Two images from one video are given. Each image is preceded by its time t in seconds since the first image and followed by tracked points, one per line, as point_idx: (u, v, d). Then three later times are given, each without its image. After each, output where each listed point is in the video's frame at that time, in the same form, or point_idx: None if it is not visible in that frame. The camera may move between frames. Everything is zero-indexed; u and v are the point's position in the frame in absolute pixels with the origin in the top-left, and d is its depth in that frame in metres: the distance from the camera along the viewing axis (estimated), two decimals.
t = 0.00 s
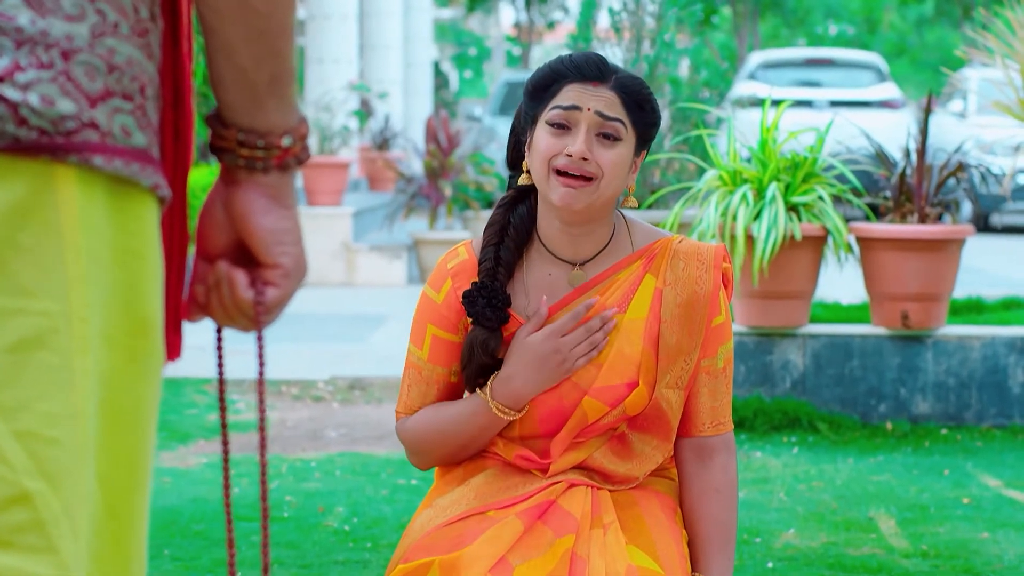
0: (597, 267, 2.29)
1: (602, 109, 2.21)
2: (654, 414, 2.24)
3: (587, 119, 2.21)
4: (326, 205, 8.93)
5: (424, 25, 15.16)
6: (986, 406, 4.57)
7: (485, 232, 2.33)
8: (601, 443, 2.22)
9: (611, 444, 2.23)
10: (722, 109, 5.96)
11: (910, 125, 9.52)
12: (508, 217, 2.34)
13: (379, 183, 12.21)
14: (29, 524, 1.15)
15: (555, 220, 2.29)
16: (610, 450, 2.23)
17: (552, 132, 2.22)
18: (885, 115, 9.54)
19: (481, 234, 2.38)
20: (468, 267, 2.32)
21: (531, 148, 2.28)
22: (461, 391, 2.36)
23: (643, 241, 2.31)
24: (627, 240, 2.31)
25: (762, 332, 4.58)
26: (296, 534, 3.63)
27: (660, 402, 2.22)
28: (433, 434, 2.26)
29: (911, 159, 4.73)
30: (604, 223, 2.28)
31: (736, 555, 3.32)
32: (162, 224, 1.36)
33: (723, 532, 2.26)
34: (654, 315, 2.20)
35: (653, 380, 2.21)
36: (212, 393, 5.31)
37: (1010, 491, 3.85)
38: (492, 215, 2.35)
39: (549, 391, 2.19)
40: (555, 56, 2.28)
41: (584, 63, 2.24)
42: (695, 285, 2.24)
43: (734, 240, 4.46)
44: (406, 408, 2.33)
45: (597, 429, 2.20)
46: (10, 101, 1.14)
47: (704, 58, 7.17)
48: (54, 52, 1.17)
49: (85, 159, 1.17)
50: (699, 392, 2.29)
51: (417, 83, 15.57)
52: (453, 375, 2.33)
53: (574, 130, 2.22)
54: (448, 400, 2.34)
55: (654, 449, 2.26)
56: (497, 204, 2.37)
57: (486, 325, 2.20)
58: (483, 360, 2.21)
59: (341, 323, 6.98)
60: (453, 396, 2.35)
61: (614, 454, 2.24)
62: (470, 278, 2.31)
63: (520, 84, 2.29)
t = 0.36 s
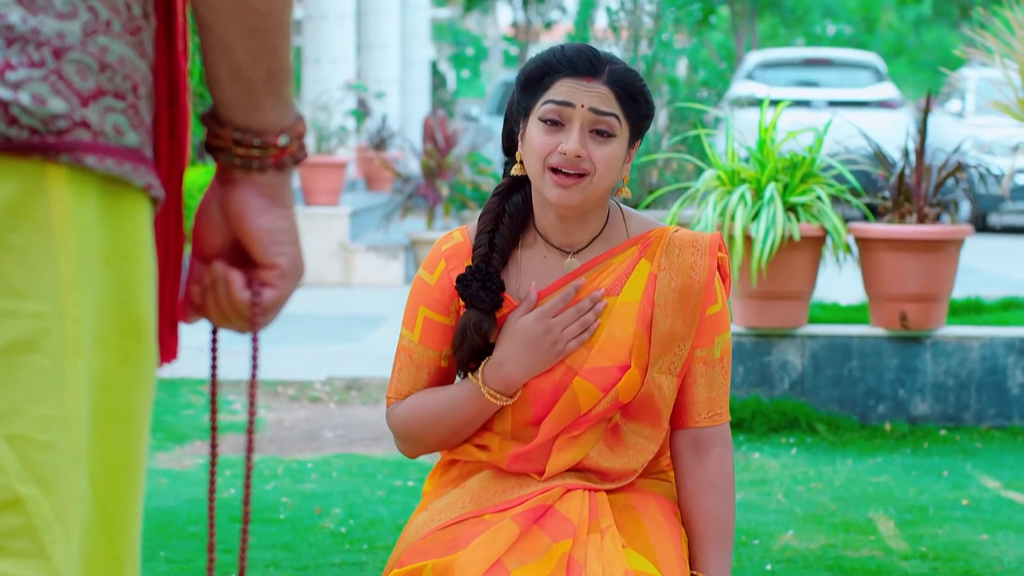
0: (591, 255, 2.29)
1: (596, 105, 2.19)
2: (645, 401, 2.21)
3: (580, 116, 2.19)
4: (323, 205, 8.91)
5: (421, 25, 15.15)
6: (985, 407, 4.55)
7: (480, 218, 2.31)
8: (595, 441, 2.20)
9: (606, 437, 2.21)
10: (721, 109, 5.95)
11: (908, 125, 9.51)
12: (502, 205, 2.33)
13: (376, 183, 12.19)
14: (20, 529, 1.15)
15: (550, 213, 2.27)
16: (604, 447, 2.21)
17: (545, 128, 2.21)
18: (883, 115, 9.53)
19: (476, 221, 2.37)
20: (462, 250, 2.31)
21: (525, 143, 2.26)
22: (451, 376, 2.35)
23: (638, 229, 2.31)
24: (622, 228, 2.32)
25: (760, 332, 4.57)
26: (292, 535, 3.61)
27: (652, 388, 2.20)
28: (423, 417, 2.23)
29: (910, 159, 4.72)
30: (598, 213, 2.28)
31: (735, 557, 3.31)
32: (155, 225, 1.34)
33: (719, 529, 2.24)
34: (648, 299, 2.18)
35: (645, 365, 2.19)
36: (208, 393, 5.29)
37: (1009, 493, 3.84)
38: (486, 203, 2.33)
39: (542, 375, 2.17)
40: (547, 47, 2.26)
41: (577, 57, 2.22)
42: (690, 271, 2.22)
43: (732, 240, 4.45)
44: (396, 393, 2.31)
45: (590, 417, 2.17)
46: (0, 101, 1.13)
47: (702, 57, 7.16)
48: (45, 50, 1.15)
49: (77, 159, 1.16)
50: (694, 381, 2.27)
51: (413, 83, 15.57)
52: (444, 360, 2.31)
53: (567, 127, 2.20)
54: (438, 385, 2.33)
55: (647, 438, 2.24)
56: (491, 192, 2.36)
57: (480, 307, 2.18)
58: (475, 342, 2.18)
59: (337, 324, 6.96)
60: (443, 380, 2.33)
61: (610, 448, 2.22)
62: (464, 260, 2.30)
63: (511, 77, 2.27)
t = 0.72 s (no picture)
0: (593, 252, 2.27)
1: (588, 101, 2.17)
2: (645, 402, 2.19)
3: (574, 114, 2.17)
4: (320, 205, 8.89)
5: (419, 25, 15.13)
6: (984, 409, 4.54)
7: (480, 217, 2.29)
8: (595, 441, 2.19)
9: (606, 438, 2.20)
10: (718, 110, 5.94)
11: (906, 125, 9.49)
12: (502, 203, 2.30)
13: (374, 183, 12.17)
14: (9, 534, 1.13)
15: (551, 209, 2.25)
16: (605, 447, 2.19)
17: (540, 129, 2.19)
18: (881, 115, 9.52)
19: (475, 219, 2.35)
20: (462, 250, 2.29)
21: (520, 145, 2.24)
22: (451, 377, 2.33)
23: (638, 229, 2.30)
24: (621, 225, 2.30)
25: (758, 333, 4.55)
26: (288, 537, 3.59)
27: (652, 388, 2.18)
28: (424, 418, 2.22)
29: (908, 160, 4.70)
30: (598, 208, 2.25)
31: (733, 559, 3.29)
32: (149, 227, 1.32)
33: (717, 528, 2.22)
34: (649, 299, 2.16)
35: (646, 365, 2.17)
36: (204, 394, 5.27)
37: (1008, 494, 3.82)
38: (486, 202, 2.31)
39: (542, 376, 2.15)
40: (532, 47, 2.23)
41: (564, 54, 2.19)
42: (690, 271, 2.20)
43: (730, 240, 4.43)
44: (397, 394, 2.29)
45: (591, 418, 2.15)
46: None
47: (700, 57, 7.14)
48: (35, 48, 1.14)
49: (67, 159, 1.14)
50: (693, 381, 2.26)
51: (411, 83, 15.56)
52: (444, 361, 2.30)
53: (562, 125, 2.18)
54: (438, 386, 2.31)
55: (648, 438, 2.22)
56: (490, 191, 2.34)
57: (485, 305, 2.15)
58: (479, 341, 2.16)
59: (335, 324, 6.94)
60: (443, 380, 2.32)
61: (610, 450, 2.20)
62: (465, 259, 2.28)
63: (500, 79, 2.25)
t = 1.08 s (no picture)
0: (590, 257, 2.24)
1: (574, 104, 2.16)
2: (644, 411, 2.18)
3: (561, 118, 2.16)
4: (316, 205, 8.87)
5: (416, 24, 15.11)
6: (982, 409, 4.53)
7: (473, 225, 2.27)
8: (593, 448, 2.16)
9: (605, 446, 2.18)
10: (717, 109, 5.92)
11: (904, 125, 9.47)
12: (496, 210, 2.29)
13: (371, 183, 12.16)
14: None
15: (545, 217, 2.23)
16: (603, 454, 2.18)
17: (528, 137, 2.18)
18: (879, 114, 9.50)
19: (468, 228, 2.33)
20: (457, 259, 2.27)
21: (510, 154, 2.23)
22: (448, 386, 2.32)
23: (633, 233, 2.27)
24: (616, 230, 2.27)
25: (756, 334, 4.53)
26: (284, 539, 3.57)
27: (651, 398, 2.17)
28: (423, 429, 2.21)
29: (907, 159, 4.69)
30: (593, 214, 2.23)
31: (731, 561, 3.28)
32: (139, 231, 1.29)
33: (717, 533, 2.21)
34: (645, 309, 2.14)
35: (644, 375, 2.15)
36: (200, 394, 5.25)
37: (1007, 495, 3.81)
38: (479, 209, 2.30)
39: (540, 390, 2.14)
40: (515, 55, 2.22)
41: (546, 60, 2.18)
42: (687, 279, 2.18)
43: (728, 241, 4.41)
44: (394, 404, 2.28)
45: (589, 429, 2.14)
46: None
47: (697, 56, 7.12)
48: (25, 46, 1.12)
49: (58, 159, 1.12)
50: (691, 388, 2.24)
51: (407, 82, 15.55)
52: (440, 371, 2.28)
53: (549, 131, 2.17)
54: (434, 396, 2.30)
55: (647, 448, 2.21)
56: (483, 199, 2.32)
57: (480, 317, 2.15)
58: (475, 355, 2.15)
59: (331, 325, 6.92)
60: (440, 390, 2.31)
61: (609, 458, 2.18)
62: (458, 270, 2.26)
63: (485, 90, 2.24)
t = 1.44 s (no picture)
0: (585, 266, 2.22)
1: (551, 110, 2.14)
2: (645, 420, 2.18)
3: (541, 126, 2.14)
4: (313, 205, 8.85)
5: (414, 24, 15.10)
6: (982, 410, 4.52)
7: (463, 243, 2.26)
8: (593, 451, 2.16)
9: (603, 450, 2.17)
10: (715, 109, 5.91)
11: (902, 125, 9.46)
12: (484, 226, 2.27)
13: (369, 183, 12.15)
14: None
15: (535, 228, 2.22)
16: (602, 458, 2.17)
17: (511, 150, 2.16)
18: (877, 114, 9.49)
19: (458, 242, 2.31)
20: (449, 278, 2.25)
21: (496, 170, 2.21)
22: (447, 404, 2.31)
23: (625, 242, 2.24)
24: (608, 238, 2.25)
25: (755, 335, 4.52)
26: (280, 541, 3.56)
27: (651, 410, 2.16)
28: (423, 451, 2.22)
29: (905, 159, 4.68)
30: (585, 221, 2.21)
31: (729, 562, 3.26)
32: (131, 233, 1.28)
33: (716, 542, 2.19)
34: (641, 320, 2.13)
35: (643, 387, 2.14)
36: (197, 395, 5.23)
37: (1006, 496, 3.79)
38: (467, 226, 2.28)
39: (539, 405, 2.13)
40: (484, 73, 2.21)
41: (517, 71, 2.17)
42: (681, 287, 2.16)
43: (726, 242, 4.40)
44: (392, 425, 2.29)
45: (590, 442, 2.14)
46: None
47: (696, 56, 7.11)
48: (14, 45, 1.11)
49: (48, 159, 1.10)
50: (689, 396, 2.22)
51: (406, 83, 15.55)
52: (438, 391, 2.28)
53: (532, 141, 2.15)
54: (433, 415, 2.30)
55: (648, 455, 2.20)
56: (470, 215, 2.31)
57: (478, 338, 2.13)
58: (473, 375, 2.15)
59: (328, 325, 6.90)
60: (439, 408, 2.30)
61: (608, 462, 2.17)
62: (451, 289, 2.24)
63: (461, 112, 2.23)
